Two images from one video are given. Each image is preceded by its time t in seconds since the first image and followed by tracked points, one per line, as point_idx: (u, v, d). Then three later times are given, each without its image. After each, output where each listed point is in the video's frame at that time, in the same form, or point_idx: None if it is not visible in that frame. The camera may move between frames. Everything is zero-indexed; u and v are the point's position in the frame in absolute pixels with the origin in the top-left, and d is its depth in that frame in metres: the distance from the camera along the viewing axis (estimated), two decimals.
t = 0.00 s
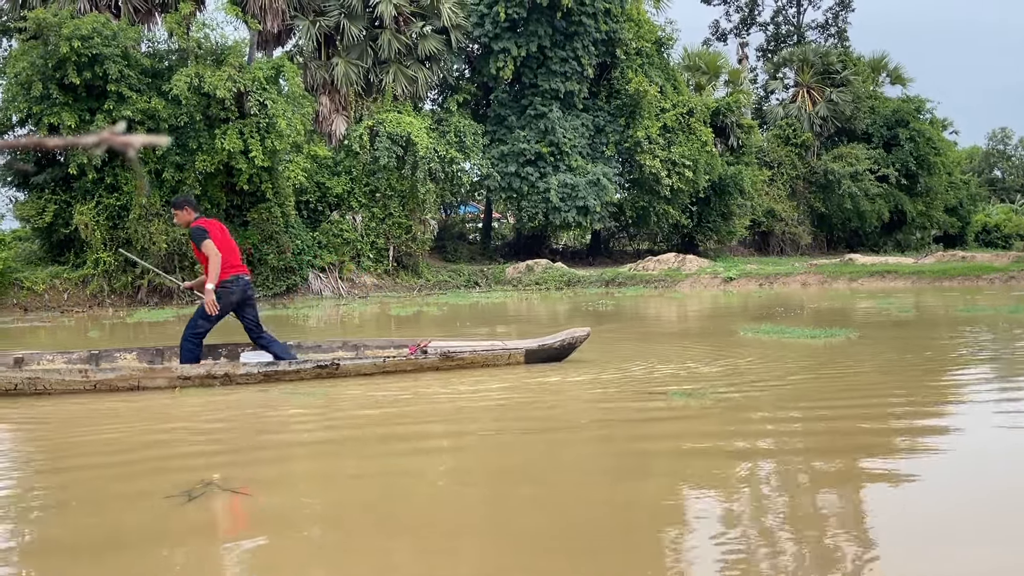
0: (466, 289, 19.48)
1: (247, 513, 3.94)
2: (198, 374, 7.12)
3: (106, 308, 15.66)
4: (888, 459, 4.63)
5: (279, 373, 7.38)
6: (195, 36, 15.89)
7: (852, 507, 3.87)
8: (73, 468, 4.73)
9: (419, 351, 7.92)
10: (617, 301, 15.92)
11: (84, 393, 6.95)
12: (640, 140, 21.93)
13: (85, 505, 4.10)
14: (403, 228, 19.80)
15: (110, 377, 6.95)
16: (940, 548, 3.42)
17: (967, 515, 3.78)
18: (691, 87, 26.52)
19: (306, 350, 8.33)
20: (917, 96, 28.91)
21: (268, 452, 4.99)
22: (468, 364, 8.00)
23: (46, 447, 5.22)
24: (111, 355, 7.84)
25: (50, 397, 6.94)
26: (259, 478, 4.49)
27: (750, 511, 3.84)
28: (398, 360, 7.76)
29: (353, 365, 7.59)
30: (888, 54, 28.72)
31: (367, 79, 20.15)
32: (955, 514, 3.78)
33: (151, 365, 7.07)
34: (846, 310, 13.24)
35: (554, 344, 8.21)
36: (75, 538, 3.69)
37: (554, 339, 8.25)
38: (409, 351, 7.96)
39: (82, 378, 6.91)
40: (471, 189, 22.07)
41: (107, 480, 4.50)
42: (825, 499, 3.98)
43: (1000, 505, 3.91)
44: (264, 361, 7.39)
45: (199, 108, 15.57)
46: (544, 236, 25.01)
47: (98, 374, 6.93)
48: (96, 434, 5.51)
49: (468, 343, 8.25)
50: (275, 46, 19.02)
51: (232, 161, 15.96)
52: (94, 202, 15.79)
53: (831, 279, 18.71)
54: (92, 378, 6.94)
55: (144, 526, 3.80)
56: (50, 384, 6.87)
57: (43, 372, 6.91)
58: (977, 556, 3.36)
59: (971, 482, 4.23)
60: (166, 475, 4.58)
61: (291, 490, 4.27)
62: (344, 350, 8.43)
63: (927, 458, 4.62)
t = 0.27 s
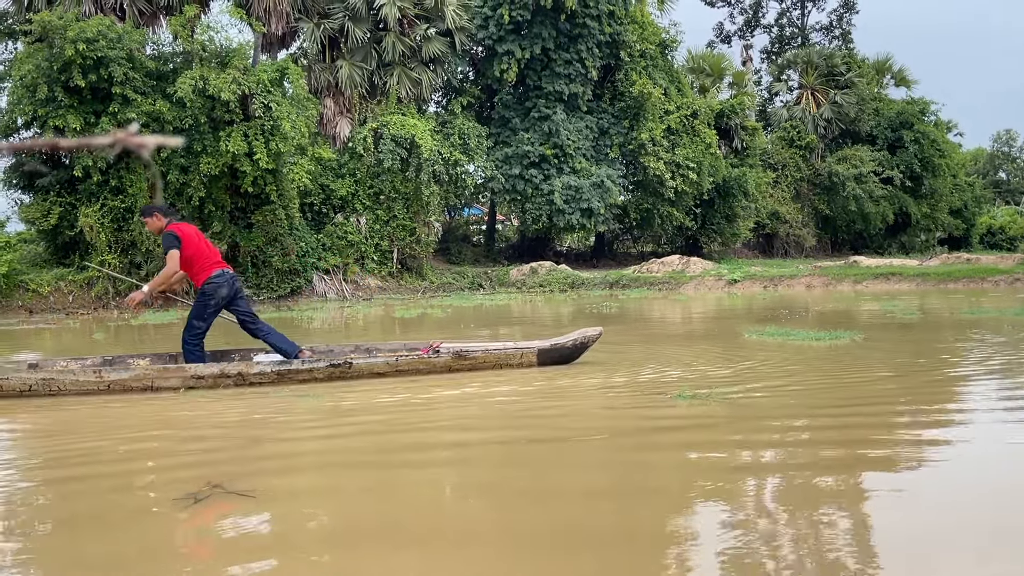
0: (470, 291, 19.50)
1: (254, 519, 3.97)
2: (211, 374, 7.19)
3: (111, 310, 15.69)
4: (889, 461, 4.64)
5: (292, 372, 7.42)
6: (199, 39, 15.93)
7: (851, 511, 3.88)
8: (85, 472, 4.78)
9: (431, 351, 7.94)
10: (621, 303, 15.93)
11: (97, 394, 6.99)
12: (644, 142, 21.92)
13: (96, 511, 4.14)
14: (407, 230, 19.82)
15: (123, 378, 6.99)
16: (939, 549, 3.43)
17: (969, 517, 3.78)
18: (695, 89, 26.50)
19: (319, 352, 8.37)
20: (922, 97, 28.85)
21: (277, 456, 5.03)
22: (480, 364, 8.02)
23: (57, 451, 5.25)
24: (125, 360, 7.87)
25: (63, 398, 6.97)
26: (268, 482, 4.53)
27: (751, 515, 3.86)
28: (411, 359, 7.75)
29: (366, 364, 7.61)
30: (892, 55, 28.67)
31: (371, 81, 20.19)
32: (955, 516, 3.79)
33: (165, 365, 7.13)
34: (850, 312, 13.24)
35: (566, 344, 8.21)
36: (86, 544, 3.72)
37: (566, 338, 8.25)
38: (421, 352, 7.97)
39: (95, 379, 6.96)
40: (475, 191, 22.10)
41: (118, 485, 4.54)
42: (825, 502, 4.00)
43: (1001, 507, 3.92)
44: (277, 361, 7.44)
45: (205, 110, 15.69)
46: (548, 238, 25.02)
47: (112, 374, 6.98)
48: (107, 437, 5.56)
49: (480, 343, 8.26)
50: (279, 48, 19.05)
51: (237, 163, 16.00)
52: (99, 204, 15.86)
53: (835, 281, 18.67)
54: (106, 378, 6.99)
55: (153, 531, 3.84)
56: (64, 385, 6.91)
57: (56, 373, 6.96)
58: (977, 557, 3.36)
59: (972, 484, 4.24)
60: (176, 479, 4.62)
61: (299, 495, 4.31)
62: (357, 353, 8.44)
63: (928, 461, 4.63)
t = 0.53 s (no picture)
0: (475, 294, 19.48)
1: (261, 520, 3.93)
2: (222, 374, 7.16)
3: (116, 313, 15.67)
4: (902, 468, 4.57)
5: (303, 372, 7.47)
6: (205, 42, 16.01)
7: (864, 516, 3.82)
8: (92, 472, 4.74)
9: (442, 351, 7.96)
10: (627, 306, 15.87)
11: (109, 394, 6.98)
12: (649, 144, 21.91)
13: (105, 510, 4.10)
14: (412, 233, 19.84)
15: (135, 378, 6.98)
16: (954, 558, 3.37)
17: (984, 525, 3.72)
18: (700, 92, 26.48)
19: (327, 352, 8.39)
20: (927, 100, 28.77)
21: (287, 457, 4.98)
22: (491, 365, 7.99)
23: (67, 452, 5.22)
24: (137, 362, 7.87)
25: (75, 398, 6.96)
26: (277, 483, 4.49)
27: (764, 521, 3.80)
28: (422, 359, 7.80)
29: (377, 364, 7.69)
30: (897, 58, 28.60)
31: (376, 85, 20.23)
32: (969, 525, 3.73)
33: (176, 365, 7.12)
34: (856, 315, 13.17)
35: (577, 345, 8.24)
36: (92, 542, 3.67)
37: (577, 339, 8.28)
38: (432, 352, 7.98)
39: (106, 379, 6.95)
40: (480, 194, 22.11)
41: (127, 484, 4.50)
42: (838, 507, 3.94)
43: (1015, 515, 3.85)
44: (288, 361, 7.47)
45: (210, 113, 15.69)
46: (553, 241, 25.00)
47: (123, 374, 6.97)
48: (117, 438, 5.52)
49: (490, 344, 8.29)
50: (284, 52, 19.10)
51: (242, 166, 16.03)
52: (105, 207, 15.89)
53: (841, 284, 18.59)
54: (117, 378, 6.98)
55: (161, 530, 3.80)
56: (75, 385, 6.90)
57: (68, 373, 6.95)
58: (993, 565, 3.30)
59: (987, 490, 4.17)
60: (185, 479, 4.58)
61: (309, 495, 4.26)
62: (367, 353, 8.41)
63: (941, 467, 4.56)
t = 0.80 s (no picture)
0: (480, 298, 19.48)
1: (267, 526, 3.95)
2: (233, 380, 7.16)
3: (122, 317, 15.70)
4: (912, 472, 4.57)
5: (313, 378, 7.46)
6: (211, 47, 16.06)
7: (867, 523, 3.81)
8: (100, 480, 4.76)
9: (452, 357, 7.97)
10: (632, 310, 15.86)
11: (119, 400, 6.99)
12: (655, 148, 21.88)
13: (119, 517, 4.13)
14: (417, 237, 19.87)
15: (145, 384, 7.00)
16: (964, 564, 3.37)
17: (994, 530, 3.71)
18: (705, 95, 26.45)
19: (337, 357, 8.38)
20: (933, 103, 28.69)
21: (299, 464, 5.00)
22: (502, 370, 7.99)
23: (80, 459, 5.24)
24: (147, 366, 7.88)
25: (86, 404, 6.98)
26: (290, 490, 4.51)
27: (773, 527, 3.81)
28: (432, 365, 7.76)
29: (387, 370, 7.64)
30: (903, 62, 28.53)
31: (382, 89, 20.27)
32: (979, 529, 3.72)
33: (187, 371, 7.13)
34: (861, 318, 13.13)
35: (588, 350, 8.24)
36: (108, 550, 3.70)
37: (588, 344, 8.28)
38: (442, 357, 7.97)
39: (117, 385, 6.96)
40: (485, 198, 22.13)
41: (141, 492, 4.53)
42: (842, 514, 3.94)
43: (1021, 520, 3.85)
44: (298, 368, 7.48)
45: (216, 118, 15.74)
46: (558, 245, 25.00)
47: (134, 380, 6.99)
48: (130, 444, 5.54)
49: (501, 349, 8.27)
50: (290, 56, 19.14)
51: (248, 171, 16.08)
52: (111, 212, 15.97)
53: (847, 287, 18.52)
54: (129, 385, 6.99)
55: (175, 537, 3.83)
56: (86, 391, 6.92)
57: (79, 379, 6.96)
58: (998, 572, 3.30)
59: (991, 495, 4.16)
60: (198, 486, 4.60)
61: (322, 503, 4.28)
62: (377, 358, 8.40)
63: (952, 472, 4.56)
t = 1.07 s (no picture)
0: (486, 303, 19.48)
1: (276, 527, 3.93)
2: (244, 387, 7.16)
3: (129, 323, 15.73)
4: (929, 474, 4.55)
5: (324, 384, 7.45)
6: (218, 53, 16.15)
7: (879, 525, 3.78)
8: (110, 481, 4.76)
9: (463, 362, 7.95)
10: (638, 315, 15.83)
11: (131, 406, 6.99)
12: (660, 153, 21.87)
13: (135, 516, 4.13)
14: (423, 242, 19.89)
15: (157, 390, 7.00)
16: (983, 567, 3.34)
17: (1007, 535, 3.67)
18: (711, 100, 26.44)
19: (347, 364, 8.37)
20: (940, 107, 28.61)
21: (314, 465, 5.00)
22: (513, 375, 8.00)
23: (89, 460, 5.24)
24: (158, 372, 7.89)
25: (98, 409, 6.98)
26: (306, 490, 4.51)
27: (786, 528, 3.78)
28: (443, 371, 7.76)
29: (398, 375, 7.63)
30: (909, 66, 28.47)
31: (388, 94, 20.34)
32: (998, 534, 3.69)
33: (198, 378, 7.13)
34: (869, 323, 13.08)
35: (599, 355, 8.20)
36: (125, 548, 3.71)
37: (599, 349, 8.24)
38: (453, 363, 7.95)
39: (129, 392, 6.97)
40: (491, 203, 22.15)
41: (157, 492, 4.53)
42: (854, 517, 3.91)
43: None
44: (309, 373, 7.48)
45: (223, 123, 15.82)
46: (563, 250, 25.00)
47: (145, 387, 6.99)
48: (141, 447, 5.54)
49: (511, 355, 8.25)
50: (296, 62, 19.21)
51: (255, 176, 16.13)
52: (118, 217, 16.03)
53: (853, 292, 18.44)
54: (140, 391, 6.99)
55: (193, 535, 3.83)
56: (98, 397, 6.93)
57: (91, 385, 6.98)
58: None
59: (1003, 499, 4.12)
60: (214, 487, 4.61)
61: (338, 503, 4.28)
62: (387, 364, 8.39)
63: (968, 474, 4.53)
